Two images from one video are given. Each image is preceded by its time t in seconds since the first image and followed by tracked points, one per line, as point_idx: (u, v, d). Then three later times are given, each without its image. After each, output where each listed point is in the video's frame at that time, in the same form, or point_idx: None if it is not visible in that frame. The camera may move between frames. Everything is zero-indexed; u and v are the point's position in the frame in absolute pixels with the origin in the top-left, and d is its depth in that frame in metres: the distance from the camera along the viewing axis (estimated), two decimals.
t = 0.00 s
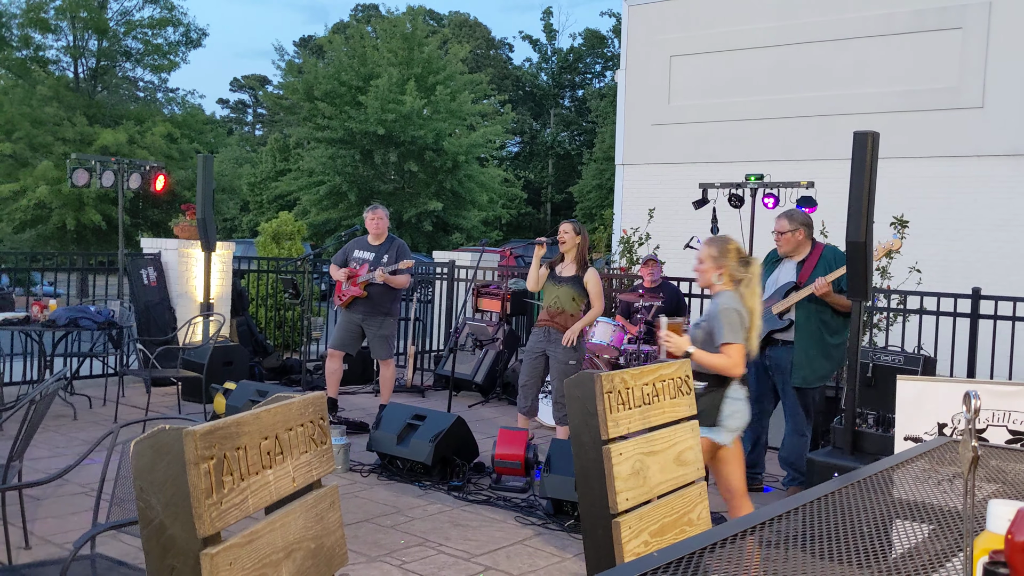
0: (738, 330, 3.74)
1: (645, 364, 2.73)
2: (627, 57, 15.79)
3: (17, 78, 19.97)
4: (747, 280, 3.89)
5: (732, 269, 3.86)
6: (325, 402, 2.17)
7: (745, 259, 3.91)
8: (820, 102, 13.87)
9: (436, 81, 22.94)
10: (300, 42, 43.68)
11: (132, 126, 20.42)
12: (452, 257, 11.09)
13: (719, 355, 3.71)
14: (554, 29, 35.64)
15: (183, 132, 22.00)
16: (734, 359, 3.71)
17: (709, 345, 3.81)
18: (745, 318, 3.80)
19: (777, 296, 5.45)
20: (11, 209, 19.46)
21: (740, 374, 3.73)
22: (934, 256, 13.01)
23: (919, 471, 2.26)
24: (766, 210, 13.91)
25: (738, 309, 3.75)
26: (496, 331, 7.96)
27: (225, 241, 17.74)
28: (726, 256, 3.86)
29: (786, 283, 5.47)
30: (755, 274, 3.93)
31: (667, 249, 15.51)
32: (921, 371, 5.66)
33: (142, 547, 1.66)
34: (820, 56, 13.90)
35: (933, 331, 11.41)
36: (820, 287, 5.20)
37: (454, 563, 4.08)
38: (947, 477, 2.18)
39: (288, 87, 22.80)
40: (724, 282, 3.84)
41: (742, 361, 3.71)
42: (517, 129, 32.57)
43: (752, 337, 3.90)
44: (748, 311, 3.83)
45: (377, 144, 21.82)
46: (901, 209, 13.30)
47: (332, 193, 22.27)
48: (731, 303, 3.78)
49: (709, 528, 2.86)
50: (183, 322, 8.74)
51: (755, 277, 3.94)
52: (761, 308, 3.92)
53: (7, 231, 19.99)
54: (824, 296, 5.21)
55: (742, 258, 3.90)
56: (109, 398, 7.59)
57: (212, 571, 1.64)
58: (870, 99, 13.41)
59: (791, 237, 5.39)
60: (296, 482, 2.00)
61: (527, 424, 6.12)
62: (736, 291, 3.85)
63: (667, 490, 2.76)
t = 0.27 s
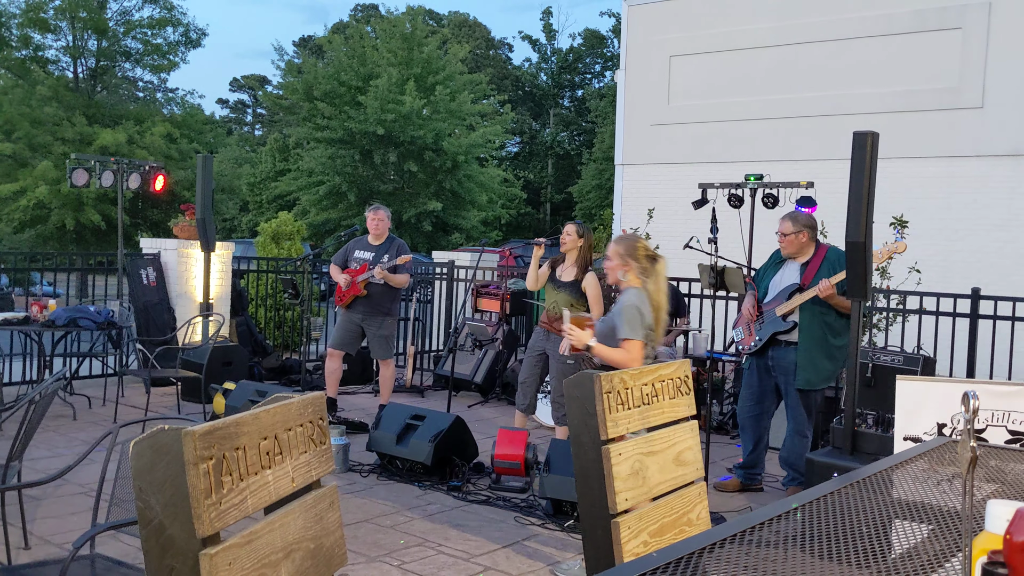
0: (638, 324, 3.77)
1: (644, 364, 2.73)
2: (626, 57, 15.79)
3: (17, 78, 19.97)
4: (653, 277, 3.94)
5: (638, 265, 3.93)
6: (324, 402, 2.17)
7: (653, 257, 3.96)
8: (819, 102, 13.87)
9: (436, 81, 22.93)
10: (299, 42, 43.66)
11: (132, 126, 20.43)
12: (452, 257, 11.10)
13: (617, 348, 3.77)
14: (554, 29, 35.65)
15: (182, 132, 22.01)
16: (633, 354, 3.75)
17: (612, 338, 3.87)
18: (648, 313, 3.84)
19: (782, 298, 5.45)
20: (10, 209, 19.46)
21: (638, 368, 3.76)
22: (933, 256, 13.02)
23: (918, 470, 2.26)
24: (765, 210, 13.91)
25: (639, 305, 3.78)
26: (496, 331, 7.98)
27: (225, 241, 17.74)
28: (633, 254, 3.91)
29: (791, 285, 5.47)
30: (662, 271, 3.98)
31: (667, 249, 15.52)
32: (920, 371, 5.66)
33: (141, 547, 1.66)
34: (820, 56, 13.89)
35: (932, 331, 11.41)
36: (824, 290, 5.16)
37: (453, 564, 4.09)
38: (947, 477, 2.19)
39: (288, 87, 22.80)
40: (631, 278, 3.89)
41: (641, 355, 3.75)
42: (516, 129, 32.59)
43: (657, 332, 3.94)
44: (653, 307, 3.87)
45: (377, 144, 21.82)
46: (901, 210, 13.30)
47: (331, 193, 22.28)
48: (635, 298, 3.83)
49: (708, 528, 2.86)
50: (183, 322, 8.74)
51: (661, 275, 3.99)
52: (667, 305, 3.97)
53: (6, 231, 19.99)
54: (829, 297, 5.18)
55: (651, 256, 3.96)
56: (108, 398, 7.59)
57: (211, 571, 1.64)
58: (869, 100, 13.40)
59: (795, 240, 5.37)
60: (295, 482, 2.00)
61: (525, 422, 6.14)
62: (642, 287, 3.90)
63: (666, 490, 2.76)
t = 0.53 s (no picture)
0: (541, 321, 3.91)
1: (641, 365, 2.73)
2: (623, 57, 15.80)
3: (13, 78, 19.93)
4: (569, 274, 4.03)
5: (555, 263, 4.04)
6: (321, 403, 2.17)
7: (571, 255, 4.05)
8: (816, 102, 13.89)
9: (433, 81, 22.91)
10: (296, 42, 43.65)
11: (128, 126, 20.41)
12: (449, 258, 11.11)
13: (519, 343, 3.92)
14: (551, 29, 35.66)
15: (179, 132, 22.00)
16: (532, 349, 3.88)
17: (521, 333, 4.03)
18: (557, 311, 3.95)
19: (780, 297, 5.45)
20: (6, 208, 19.42)
21: (541, 364, 3.90)
22: (929, 257, 13.04)
23: (914, 472, 2.26)
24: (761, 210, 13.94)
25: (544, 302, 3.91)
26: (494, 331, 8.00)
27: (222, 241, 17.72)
28: (548, 251, 4.01)
29: (789, 285, 5.48)
30: (580, 268, 4.06)
31: (664, 249, 15.55)
32: (916, 372, 5.68)
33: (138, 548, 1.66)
34: (816, 57, 13.91)
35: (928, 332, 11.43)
36: (822, 289, 5.17)
37: (451, 564, 4.09)
38: (942, 477, 2.20)
39: (285, 87, 22.78)
40: (547, 275, 4.02)
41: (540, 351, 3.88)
42: (513, 129, 32.60)
43: (572, 328, 4.03)
44: (563, 304, 3.98)
45: (374, 145, 21.81)
46: (897, 210, 13.32)
47: (328, 193, 22.26)
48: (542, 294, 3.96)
49: (705, 529, 2.87)
50: (180, 322, 8.74)
51: (581, 273, 4.07)
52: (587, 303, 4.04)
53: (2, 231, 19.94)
54: (826, 297, 5.19)
55: (568, 253, 4.04)
56: (105, 399, 7.58)
57: (209, 571, 1.64)
58: (866, 100, 13.42)
59: (792, 239, 5.38)
60: (292, 483, 2.00)
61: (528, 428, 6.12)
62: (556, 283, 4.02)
63: (662, 491, 2.76)
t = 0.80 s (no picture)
0: (468, 307, 4.33)
1: (635, 365, 2.73)
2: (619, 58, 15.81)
3: (8, 78, 19.88)
4: (491, 262, 4.43)
5: (478, 252, 4.42)
6: (315, 403, 2.17)
7: (493, 244, 4.43)
8: (811, 103, 13.90)
9: (428, 81, 22.88)
10: (291, 42, 43.61)
11: (123, 125, 20.38)
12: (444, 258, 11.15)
13: (449, 327, 4.33)
14: (546, 29, 35.68)
15: (173, 131, 21.97)
16: (463, 333, 4.32)
17: (447, 318, 4.42)
18: (481, 296, 4.38)
19: (773, 298, 5.46)
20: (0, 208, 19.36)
21: (469, 346, 4.32)
22: (924, 257, 13.07)
23: (909, 471, 2.26)
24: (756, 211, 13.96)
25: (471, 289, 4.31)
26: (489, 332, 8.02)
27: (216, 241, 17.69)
28: (473, 241, 4.37)
29: (783, 286, 5.49)
30: (500, 258, 4.48)
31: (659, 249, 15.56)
32: (910, 372, 5.69)
33: (131, 548, 1.66)
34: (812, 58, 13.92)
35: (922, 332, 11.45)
36: (817, 291, 5.21)
37: (445, 564, 4.08)
38: (937, 477, 2.20)
39: (280, 87, 22.74)
40: (470, 264, 4.40)
41: (470, 335, 4.32)
42: (509, 129, 32.63)
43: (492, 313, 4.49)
44: (487, 292, 4.42)
45: (369, 144, 21.80)
46: (893, 210, 13.34)
47: (323, 193, 22.25)
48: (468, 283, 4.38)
49: (699, 529, 2.86)
50: (174, 322, 8.72)
51: (500, 261, 4.50)
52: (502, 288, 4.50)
53: None
54: (819, 298, 5.23)
55: (490, 243, 4.43)
56: (99, 399, 7.57)
57: (201, 571, 1.63)
58: (861, 101, 13.43)
59: (785, 241, 5.39)
60: (285, 483, 2.00)
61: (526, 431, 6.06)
62: (479, 272, 4.43)
63: (656, 491, 2.75)
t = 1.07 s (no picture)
0: (397, 307, 4.21)
1: (631, 365, 2.73)
2: (615, 57, 15.83)
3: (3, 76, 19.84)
4: (416, 264, 4.39)
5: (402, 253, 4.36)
6: (311, 403, 2.17)
7: (418, 245, 4.40)
8: (807, 103, 13.92)
9: (424, 81, 22.88)
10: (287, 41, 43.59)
11: (118, 125, 20.36)
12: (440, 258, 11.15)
13: (377, 329, 4.19)
14: (543, 29, 35.71)
15: (169, 131, 21.96)
16: (394, 332, 4.18)
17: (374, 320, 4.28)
18: (408, 296, 4.30)
19: (766, 297, 5.45)
20: None
21: (399, 347, 4.20)
22: (919, 257, 13.09)
23: (905, 471, 2.26)
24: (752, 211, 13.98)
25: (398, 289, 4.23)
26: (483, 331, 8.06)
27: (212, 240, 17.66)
28: (397, 242, 4.33)
29: (775, 285, 5.49)
30: (425, 259, 4.42)
31: (655, 249, 15.58)
32: (906, 371, 5.70)
33: (126, 548, 1.65)
34: (807, 58, 13.94)
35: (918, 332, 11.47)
36: (809, 289, 5.19)
37: (441, 564, 4.08)
38: (933, 477, 2.20)
39: (276, 86, 22.68)
40: (395, 265, 4.33)
41: (400, 335, 4.19)
42: (505, 129, 32.67)
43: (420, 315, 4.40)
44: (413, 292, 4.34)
45: (365, 144, 21.78)
46: (888, 210, 13.37)
47: (319, 193, 22.24)
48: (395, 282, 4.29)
49: (695, 528, 2.86)
50: (170, 322, 8.71)
51: (425, 263, 4.44)
52: (431, 289, 4.44)
53: None
54: (812, 296, 5.20)
55: (415, 244, 4.39)
56: (94, 399, 7.56)
57: (197, 572, 1.62)
58: (857, 101, 13.45)
59: (777, 239, 5.40)
60: (281, 483, 1.99)
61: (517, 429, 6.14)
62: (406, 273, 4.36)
63: (653, 491, 2.76)
